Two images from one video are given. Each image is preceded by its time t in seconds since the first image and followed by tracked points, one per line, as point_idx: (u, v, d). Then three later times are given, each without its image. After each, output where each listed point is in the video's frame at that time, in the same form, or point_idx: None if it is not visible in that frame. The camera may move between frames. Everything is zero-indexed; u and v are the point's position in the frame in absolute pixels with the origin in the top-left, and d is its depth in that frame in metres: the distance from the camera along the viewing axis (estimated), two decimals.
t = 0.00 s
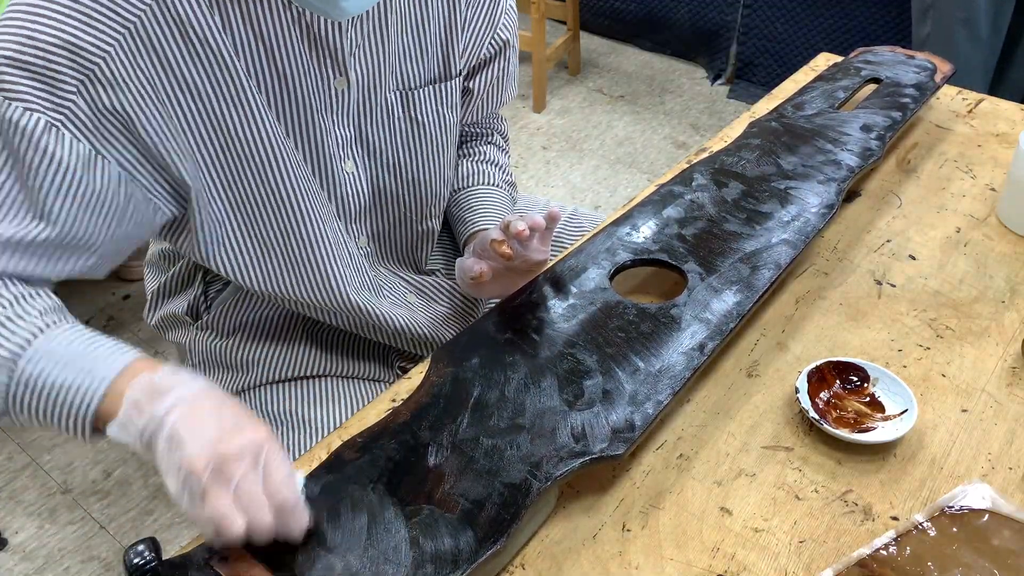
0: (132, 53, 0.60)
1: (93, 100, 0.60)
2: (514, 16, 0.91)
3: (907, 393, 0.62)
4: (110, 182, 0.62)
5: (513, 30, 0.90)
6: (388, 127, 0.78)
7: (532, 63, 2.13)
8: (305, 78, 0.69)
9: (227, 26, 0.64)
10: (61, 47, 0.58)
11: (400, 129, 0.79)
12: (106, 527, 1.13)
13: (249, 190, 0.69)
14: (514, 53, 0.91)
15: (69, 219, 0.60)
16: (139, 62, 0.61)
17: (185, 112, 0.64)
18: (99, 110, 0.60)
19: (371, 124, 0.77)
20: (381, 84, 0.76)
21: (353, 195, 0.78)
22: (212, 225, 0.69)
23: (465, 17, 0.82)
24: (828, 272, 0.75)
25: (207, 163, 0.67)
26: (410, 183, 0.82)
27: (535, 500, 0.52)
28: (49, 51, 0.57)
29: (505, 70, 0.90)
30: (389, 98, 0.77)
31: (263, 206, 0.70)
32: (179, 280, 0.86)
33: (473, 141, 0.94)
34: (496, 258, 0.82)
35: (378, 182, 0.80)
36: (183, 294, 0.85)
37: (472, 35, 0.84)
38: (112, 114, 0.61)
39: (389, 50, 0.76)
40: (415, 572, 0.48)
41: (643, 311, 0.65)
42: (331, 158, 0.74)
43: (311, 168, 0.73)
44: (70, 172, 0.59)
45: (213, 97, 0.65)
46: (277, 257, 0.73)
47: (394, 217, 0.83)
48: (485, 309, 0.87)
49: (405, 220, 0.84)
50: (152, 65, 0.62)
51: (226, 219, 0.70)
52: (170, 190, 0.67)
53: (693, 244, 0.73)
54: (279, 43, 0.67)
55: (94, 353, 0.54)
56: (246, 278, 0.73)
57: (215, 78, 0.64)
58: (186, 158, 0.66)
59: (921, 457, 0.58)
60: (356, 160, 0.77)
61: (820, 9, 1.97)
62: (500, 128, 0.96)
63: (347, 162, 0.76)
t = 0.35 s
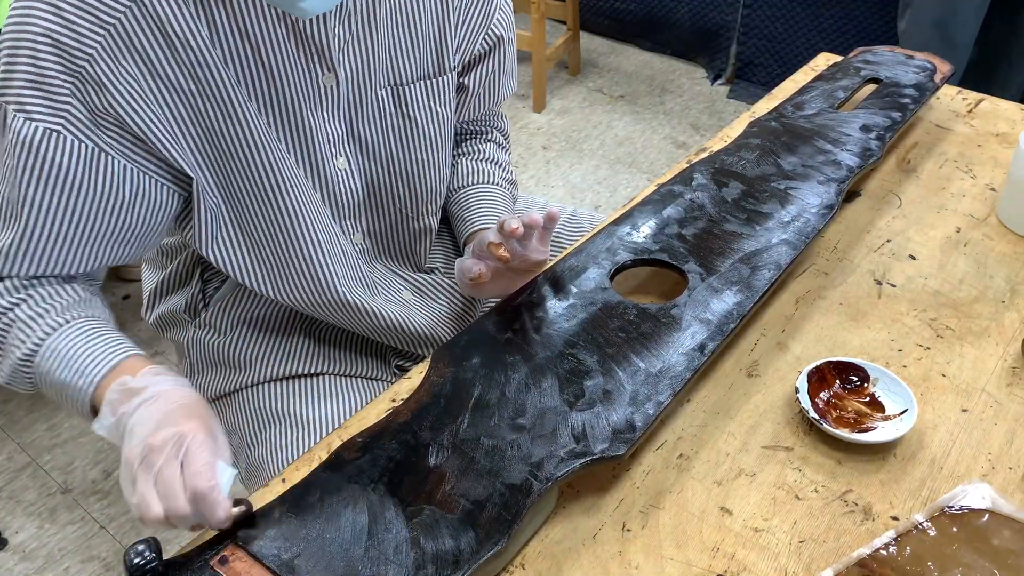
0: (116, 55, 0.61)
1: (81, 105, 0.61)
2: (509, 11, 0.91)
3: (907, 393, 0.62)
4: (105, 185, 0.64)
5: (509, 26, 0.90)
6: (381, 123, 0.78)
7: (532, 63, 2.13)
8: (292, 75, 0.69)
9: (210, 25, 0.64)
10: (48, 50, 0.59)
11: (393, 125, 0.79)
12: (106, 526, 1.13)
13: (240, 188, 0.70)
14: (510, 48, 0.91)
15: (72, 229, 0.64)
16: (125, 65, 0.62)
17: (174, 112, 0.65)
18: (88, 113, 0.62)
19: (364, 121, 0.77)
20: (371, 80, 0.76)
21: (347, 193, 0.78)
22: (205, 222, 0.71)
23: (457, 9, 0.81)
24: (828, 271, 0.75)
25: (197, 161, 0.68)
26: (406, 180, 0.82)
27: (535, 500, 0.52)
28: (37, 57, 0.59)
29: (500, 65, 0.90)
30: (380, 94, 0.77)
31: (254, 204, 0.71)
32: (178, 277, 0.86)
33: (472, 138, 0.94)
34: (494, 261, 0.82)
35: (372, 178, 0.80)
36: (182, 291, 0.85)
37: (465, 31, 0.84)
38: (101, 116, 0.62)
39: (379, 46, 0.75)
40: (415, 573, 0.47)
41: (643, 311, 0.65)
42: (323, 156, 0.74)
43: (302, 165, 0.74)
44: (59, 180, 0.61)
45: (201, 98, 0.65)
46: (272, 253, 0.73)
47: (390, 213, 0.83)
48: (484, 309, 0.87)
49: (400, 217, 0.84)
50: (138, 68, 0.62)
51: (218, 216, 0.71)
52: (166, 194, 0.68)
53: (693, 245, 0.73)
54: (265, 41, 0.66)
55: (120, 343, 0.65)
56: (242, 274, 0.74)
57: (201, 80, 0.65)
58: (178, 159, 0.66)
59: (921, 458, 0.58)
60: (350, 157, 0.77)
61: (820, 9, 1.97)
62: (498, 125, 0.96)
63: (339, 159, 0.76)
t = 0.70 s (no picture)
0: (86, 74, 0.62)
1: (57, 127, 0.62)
2: (500, 7, 0.91)
3: (907, 393, 0.62)
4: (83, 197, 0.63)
5: (500, 22, 0.89)
6: (362, 131, 0.78)
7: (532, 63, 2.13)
8: (263, 88, 0.70)
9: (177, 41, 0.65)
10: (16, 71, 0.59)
11: (376, 131, 0.78)
12: (106, 526, 1.13)
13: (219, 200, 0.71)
14: (502, 43, 0.90)
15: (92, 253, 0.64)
16: (96, 82, 0.63)
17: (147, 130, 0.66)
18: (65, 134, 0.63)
19: (344, 130, 0.77)
20: (349, 89, 0.76)
21: (331, 202, 0.78)
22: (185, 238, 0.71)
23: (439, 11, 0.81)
24: (828, 272, 0.75)
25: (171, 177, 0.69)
26: (392, 186, 0.82)
27: (535, 501, 0.52)
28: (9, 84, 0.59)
29: (494, 60, 0.90)
30: (361, 102, 0.77)
31: (233, 216, 0.72)
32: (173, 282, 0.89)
33: (471, 131, 0.94)
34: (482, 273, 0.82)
35: (357, 187, 0.80)
36: (177, 297, 0.87)
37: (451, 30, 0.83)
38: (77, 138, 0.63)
39: (355, 53, 0.75)
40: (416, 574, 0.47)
41: (643, 311, 0.65)
42: (302, 165, 0.75)
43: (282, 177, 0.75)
44: (55, 204, 0.61)
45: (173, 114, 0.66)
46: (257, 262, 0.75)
47: (376, 221, 0.83)
48: (480, 314, 0.87)
49: (390, 224, 0.84)
50: (109, 87, 0.63)
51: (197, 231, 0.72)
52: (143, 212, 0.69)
53: (693, 245, 0.73)
54: (232, 56, 0.67)
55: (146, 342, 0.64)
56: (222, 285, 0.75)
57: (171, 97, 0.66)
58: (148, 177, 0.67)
59: (921, 457, 0.58)
60: (332, 166, 0.78)
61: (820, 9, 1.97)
62: (498, 117, 0.96)
63: (319, 168, 0.76)
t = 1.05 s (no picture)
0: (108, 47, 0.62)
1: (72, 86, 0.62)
2: (511, 7, 0.91)
3: (907, 393, 0.62)
4: (72, 172, 0.61)
5: (510, 21, 0.90)
6: (379, 126, 0.78)
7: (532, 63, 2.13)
8: (285, 76, 0.70)
9: (205, 23, 0.65)
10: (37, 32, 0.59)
11: (391, 126, 0.79)
12: (106, 527, 1.13)
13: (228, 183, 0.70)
14: (511, 43, 0.90)
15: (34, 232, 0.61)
16: (119, 55, 0.63)
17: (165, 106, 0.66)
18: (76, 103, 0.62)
19: (363, 124, 0.77)
20: (370, 82, 0.76)
21: (342, 195, 0.78)
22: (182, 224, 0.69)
23: (454, 12, 0.82)
24: (828, 271, 0.75)
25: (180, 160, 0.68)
26: (403, 181, 0.82)
27: (535, 501, 0.52)
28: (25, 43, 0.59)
29: (502, 61, 0.90)
30: (379, 97, 0.77)
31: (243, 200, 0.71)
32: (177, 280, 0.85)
33: (472, 134, 0.94)
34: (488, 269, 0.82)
35: (371, 183, 0.80)
36: (179, 296, 0.85)
37: (464, 27, 0.84)
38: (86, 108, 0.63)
39: (377, 48, 0.76)
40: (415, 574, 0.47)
41: (643, 311, 0.65)
42: (318, 156, 0.75)
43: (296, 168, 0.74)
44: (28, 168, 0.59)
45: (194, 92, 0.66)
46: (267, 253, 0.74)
47: (385, 219, 0.83)
48: (484, 311, 0.87)
49: (399, 222, 0.84)
50: (135, 57, 0.64)
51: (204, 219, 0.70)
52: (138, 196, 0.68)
53: (693, 245, 0.73)
54: (259, 41, 0.68)
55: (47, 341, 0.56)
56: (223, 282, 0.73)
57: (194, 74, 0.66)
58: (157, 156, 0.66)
59: (921, 457, 0.58)
60: (347, 160, 0.78)
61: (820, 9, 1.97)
62: (499, 120, 0.96)
63: (334, 161, 0.76)
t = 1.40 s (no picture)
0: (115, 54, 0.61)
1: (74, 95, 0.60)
2: (510, 9, 0.91)
3: (907, 393, 0.62)
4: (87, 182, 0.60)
5: (509, 24, 0.90)
6: (380, 128, 0.78)
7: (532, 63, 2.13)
8: (289, 81, 0.70)
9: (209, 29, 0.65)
10: (45, 42, 0.57)
11: (392, 129, 0.79)
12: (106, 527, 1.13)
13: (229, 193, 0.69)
14: (510, 46, 0.91)
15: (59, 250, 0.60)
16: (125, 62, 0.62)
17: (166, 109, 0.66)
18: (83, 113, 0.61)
19: (366, 128, 0.77)
20: (372, 86, 0.76)
21: (346, 198, 0.78)
22: (192, 231, 0.68)
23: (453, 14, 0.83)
24: (828, 272, 0.75)
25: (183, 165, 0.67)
26: (404, 184, 0.82)
27: (535, 501, 0.51)
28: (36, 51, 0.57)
29: (501, 63, 0.90)
30: (380, 99, 0.77)
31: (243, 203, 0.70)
32: (177, 280, 0.85)
33: (472, 135, 0.94)
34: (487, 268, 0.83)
35: (371, 185, 0.80)
36: (179, 296, 0.85)
37: (463, 31, 0.85)
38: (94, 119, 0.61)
39: (378, 51, 0.76)
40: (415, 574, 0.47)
41: (643, 311, 0.65)
42: (321, 159, 0.74)
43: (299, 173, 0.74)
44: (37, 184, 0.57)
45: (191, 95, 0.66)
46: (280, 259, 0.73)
47: (385, 222, 0.83)
48: (485, 310, 0.87)
49: (399, 222, 0.84)
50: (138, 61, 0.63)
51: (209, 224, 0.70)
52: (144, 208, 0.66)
53: (693, 245, 0.73)
54: (263, 45, 0.68)
55: None
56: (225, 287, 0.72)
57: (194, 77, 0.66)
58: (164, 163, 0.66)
59: (921, 457, 0.58)
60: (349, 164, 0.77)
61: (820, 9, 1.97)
62: (499, 121, 0.96)
63: (338, 165, 0.76)
